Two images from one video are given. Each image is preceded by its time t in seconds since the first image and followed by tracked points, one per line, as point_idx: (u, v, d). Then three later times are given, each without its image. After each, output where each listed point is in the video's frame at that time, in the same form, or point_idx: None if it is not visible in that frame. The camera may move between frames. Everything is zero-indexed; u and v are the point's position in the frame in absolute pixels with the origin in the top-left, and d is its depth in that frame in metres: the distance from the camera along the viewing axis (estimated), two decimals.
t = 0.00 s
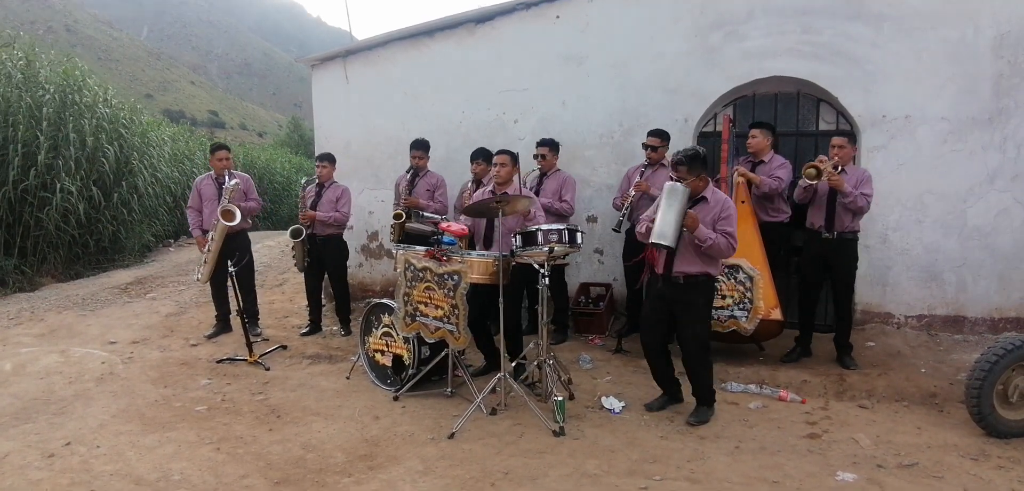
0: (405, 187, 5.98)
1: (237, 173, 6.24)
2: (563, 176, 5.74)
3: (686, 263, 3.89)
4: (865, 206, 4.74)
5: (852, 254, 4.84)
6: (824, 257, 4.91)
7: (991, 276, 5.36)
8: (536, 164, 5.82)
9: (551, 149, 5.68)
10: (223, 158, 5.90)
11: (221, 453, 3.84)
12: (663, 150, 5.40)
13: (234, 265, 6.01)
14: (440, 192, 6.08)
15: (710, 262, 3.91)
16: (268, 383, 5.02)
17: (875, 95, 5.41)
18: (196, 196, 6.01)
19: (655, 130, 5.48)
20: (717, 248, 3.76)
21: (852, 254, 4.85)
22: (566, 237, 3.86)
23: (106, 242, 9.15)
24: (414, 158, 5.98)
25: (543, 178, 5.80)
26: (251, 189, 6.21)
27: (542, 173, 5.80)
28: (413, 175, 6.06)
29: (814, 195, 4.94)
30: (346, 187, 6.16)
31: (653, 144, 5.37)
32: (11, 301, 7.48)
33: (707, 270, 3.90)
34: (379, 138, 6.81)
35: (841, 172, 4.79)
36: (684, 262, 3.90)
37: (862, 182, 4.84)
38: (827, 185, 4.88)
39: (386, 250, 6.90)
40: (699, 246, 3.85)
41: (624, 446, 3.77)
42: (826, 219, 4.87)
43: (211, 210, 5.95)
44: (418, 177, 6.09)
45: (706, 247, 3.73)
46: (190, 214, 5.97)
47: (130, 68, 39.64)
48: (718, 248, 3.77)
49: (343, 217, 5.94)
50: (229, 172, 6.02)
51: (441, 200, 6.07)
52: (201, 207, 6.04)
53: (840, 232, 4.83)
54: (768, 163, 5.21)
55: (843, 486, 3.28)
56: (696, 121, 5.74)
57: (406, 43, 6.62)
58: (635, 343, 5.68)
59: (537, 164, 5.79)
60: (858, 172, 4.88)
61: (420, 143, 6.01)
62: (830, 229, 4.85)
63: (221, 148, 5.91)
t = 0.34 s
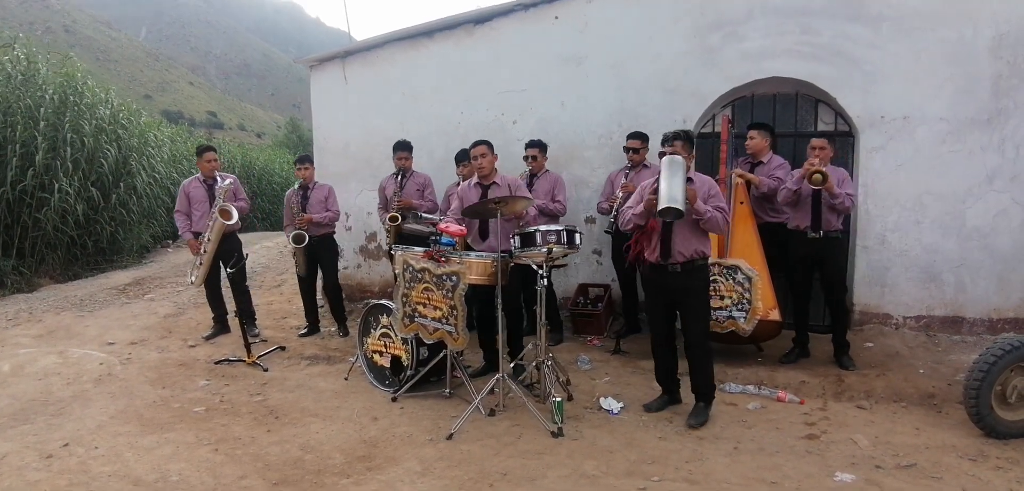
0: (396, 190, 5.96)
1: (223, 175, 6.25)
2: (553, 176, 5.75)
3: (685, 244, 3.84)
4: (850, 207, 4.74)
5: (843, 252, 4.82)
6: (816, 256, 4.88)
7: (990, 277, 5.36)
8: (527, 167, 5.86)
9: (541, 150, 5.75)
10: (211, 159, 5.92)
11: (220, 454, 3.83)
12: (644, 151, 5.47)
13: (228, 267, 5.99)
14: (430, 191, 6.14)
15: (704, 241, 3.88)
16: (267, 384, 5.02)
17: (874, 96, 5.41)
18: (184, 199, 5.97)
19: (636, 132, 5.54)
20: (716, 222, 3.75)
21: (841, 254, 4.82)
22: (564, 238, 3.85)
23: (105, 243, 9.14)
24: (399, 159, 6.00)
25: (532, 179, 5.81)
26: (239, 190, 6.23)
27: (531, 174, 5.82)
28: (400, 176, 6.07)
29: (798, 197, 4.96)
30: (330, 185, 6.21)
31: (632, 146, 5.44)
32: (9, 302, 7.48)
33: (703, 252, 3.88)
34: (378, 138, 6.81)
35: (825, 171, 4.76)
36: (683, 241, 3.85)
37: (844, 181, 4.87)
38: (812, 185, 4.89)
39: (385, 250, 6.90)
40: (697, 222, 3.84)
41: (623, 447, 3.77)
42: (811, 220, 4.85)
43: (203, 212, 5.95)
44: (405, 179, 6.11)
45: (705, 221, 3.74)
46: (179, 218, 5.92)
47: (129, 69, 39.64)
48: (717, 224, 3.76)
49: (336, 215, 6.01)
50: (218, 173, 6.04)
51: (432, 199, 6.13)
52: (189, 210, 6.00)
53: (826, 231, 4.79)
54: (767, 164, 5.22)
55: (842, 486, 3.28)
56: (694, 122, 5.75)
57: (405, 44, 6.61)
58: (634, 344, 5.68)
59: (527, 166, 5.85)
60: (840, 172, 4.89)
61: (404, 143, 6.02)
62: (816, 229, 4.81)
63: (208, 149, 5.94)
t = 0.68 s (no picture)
0: (394, 190, 5.97)
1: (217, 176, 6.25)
2: (551, 176, 5.75)
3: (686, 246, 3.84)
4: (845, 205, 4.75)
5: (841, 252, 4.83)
6: (813, 255, 4.88)
7: (990, 279, 5.36)
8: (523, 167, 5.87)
9: (537, 150, 5.75)
10: (206, 160, 5.93)
11: (220, 454, 3.83)
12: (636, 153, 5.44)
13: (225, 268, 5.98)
14: (426, 190, 6.19)
15: (702, 241, 3.89)
16: (266, 384, 5.02)
17: (874, 97, 5.41)
18: (181, 200, 5.96)
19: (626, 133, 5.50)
20: (714, 225, 3.77)
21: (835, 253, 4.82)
22: (564, 239, 3.85)
23: (105, 243, 9.14)
24: (395, 160, 5.94)
25: (531, 180, 5.80)
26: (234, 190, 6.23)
27: (529, 174, 5.81)
28: (397, 177, 6.02)
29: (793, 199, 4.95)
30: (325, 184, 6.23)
31: (625, 147, 5.42)
32: (9, 302, 7.47)
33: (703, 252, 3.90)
34: (378, 139, 6.81)
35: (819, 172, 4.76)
36: (683, 243, 3.84)
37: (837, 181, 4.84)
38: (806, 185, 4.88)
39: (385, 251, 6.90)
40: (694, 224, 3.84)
41: (623, 448, 3.77)
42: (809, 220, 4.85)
43: (201, 213, 5.95)
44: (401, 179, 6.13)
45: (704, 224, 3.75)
46: (175, 219, 5.90)
47: (129, 69, 39.64)
48: (716, 225, 3.78)
49: (336, 214, 6.04)
50: (213, 174, 6.04)
51: (428, 197, 6.17)
52: (186, 211, 5.99)
53: (824, 232, 4.80)
54: (767, 165, 5.22)
55: (842, 488, 3.28)
56: (694, 123, 5.75)
57: (405, 44, 6.61)
58: (634, 345, 5.68)
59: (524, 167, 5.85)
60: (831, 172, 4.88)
61: (399, 143, 5.99)
62: (813, 229, 4.82)
63: (203, 150, 5.94)
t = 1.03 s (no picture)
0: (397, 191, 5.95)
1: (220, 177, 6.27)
2: (554, 177, 5.76)
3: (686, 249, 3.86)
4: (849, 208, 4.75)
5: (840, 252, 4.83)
6: (814, 256, 4.88)
7: (990, 279, 5.36)
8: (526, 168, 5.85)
9: (540, 151, 5.74)
10: (210, 161, 5.95)
11: (220, 456, 3.84)
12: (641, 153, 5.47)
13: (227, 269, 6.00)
14: (429, 191, 6.22)
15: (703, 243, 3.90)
16: (267, 386, 5.02)
17: (873, 98, 5.41)
18: (183, 201, 5.98)
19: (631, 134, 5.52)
20: (711, 226, 3.78)
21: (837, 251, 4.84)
22: (564, 240, 3.85)
23: (105, 244, 9.15)
24: (398, 161, 5.93)
25: (533, 181, 5.81)
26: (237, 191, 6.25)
27: (531, 176, 5.81)
28: (400, 178, 6.02)
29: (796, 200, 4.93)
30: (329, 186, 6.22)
31: (630, 148, 5.43)
32: (9, 304, 7.48)
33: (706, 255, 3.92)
34: (378, 140, 6.81)
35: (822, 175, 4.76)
36: (681, 245, 3.82)
37: (842, 183, 4.86)
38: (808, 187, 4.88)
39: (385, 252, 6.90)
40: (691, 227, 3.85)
41: (622, 449, 3.77)
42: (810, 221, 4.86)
43: (203, 214, 5.96)
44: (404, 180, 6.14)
45: (700, 227, 3.76)
46: (178, 220, 5.93)
47: (129, 70, 39.67)
48: (713, 227, 3.79)
49: (340, 216, 6.11)
50: (216, 175, 6.06)
51: (432, 198, 6.21)
52: (188, 212, 6.01)
53: (825, 233, 4.81)
54: (767, 165, 5.22)
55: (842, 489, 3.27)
56: (694, 124, 5.75)
57: (404, 46, 6.62)
58: (634, 346, 5.68)
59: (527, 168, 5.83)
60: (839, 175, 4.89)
61: (401, 146, 5.97)
62: (815, 230, 4.83)
63: (207, 152, 5.97)
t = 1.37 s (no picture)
0: (406, 189, 5.97)
1: (234, 173, 6.24)
2: (560, 176, 5.77)
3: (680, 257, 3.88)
4: (859, 208, 4.72)
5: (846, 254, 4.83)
6: (821, 255, 4.88)
7: (987, 276, 5.36)
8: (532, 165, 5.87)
9: (547, 150, 5.72)
10: (217, 158, 5.91)
11: (218, 454, 3.84)
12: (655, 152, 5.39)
13: (230, 266, 6.02)
14: (438, 191, 6.17)
15: (702, 256, 3.88)
16: (265, 384, 5.01)
17: (871, 95, 5.41)
18: (190, 196, 5.99)
19: (648, 131, 5.49)
20: (705, 238, 3.75)
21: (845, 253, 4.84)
22: (561, 237, 3.85)
23: (103, 243, 9.15)
24: (409, 159, 5.92)
25: (538, 179, 5.83)
26: (246, 189, 6.18)
27: (537, 174, 5.83)
28: (409, 176, 6.05)
29: (807, 198, 4.94)
30: (342, 186, 6.24)
31: (644, 145, 5.38)
32: (7, 303, 7.47)
33: (703, 267, 3.89)
34: (375, 138, 6.80)
35: (835, 173, 4.80)
36: (677, 252, 3.88)
37: (856, 183, 4.86)
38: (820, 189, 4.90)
39: (383, 251, 6.90)
40: (688, 237, 3.84)
41: (620, 447, 3.77)
42: (820, 219, 4.85)
43: (206, 210, 5.94)
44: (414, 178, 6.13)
45: (694, 237, 3.74)
46: (185, 215, 5.93)
47: (127, 69, 39.61)
48: (707, 239, 3.76)
49: (348, 216, 6.11)
50: (223, 172, 6.02)
51: (440, 199, 6.16)
52: (195, 208, 6.01)
53: (835, 232, 4.80)
54: (765, 164, 5.21)
55: (839, 486, 3.28)
56: (692, 122, 5.75)
57: (402, 44, 6.61)
58: (632, 344, 5.68)
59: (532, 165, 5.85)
60: (852, 174, 4.89)
61: (413, 143, 5.97)
62: (824, 228, 4.82)
63: (215, 148, 5.93)
